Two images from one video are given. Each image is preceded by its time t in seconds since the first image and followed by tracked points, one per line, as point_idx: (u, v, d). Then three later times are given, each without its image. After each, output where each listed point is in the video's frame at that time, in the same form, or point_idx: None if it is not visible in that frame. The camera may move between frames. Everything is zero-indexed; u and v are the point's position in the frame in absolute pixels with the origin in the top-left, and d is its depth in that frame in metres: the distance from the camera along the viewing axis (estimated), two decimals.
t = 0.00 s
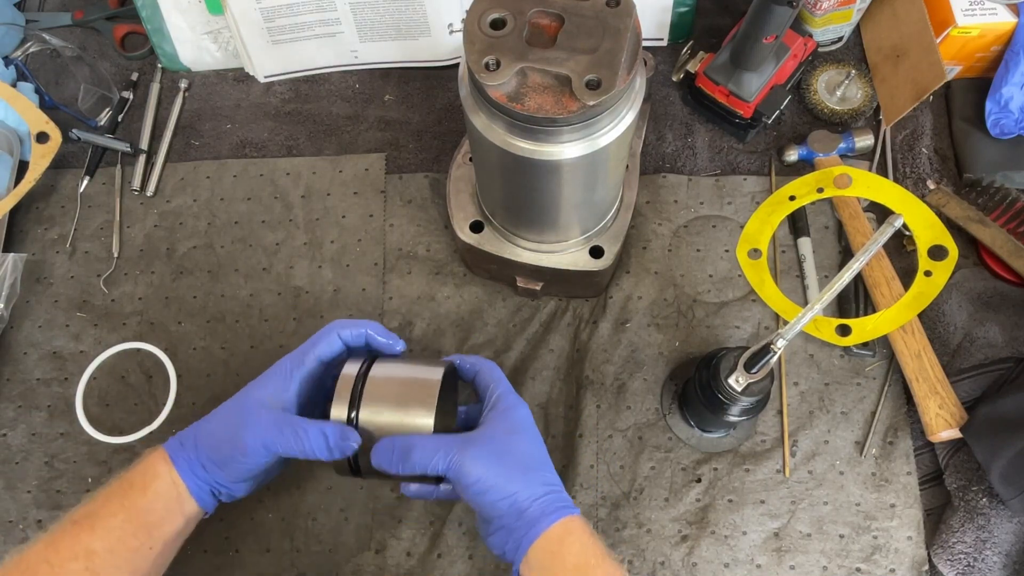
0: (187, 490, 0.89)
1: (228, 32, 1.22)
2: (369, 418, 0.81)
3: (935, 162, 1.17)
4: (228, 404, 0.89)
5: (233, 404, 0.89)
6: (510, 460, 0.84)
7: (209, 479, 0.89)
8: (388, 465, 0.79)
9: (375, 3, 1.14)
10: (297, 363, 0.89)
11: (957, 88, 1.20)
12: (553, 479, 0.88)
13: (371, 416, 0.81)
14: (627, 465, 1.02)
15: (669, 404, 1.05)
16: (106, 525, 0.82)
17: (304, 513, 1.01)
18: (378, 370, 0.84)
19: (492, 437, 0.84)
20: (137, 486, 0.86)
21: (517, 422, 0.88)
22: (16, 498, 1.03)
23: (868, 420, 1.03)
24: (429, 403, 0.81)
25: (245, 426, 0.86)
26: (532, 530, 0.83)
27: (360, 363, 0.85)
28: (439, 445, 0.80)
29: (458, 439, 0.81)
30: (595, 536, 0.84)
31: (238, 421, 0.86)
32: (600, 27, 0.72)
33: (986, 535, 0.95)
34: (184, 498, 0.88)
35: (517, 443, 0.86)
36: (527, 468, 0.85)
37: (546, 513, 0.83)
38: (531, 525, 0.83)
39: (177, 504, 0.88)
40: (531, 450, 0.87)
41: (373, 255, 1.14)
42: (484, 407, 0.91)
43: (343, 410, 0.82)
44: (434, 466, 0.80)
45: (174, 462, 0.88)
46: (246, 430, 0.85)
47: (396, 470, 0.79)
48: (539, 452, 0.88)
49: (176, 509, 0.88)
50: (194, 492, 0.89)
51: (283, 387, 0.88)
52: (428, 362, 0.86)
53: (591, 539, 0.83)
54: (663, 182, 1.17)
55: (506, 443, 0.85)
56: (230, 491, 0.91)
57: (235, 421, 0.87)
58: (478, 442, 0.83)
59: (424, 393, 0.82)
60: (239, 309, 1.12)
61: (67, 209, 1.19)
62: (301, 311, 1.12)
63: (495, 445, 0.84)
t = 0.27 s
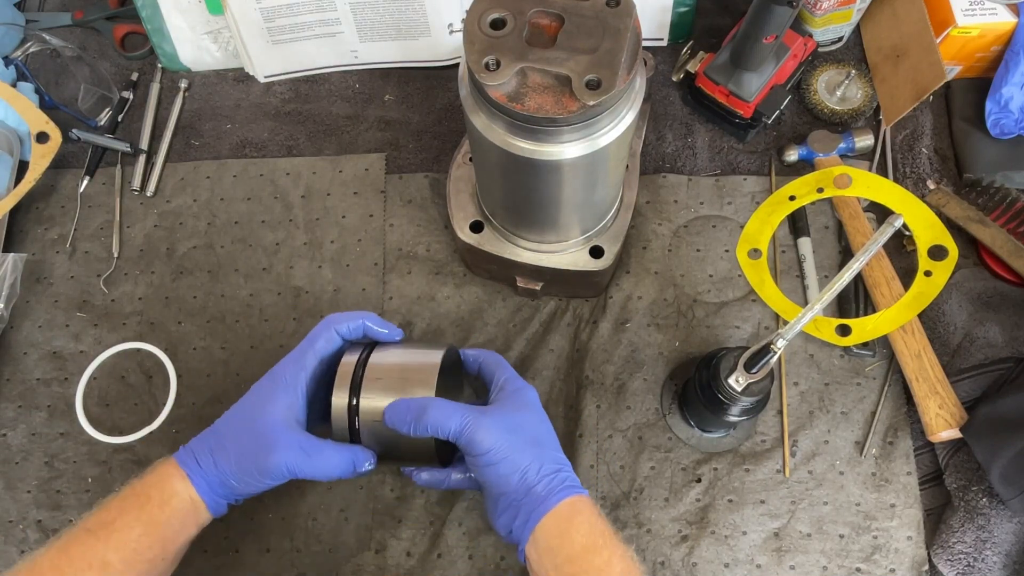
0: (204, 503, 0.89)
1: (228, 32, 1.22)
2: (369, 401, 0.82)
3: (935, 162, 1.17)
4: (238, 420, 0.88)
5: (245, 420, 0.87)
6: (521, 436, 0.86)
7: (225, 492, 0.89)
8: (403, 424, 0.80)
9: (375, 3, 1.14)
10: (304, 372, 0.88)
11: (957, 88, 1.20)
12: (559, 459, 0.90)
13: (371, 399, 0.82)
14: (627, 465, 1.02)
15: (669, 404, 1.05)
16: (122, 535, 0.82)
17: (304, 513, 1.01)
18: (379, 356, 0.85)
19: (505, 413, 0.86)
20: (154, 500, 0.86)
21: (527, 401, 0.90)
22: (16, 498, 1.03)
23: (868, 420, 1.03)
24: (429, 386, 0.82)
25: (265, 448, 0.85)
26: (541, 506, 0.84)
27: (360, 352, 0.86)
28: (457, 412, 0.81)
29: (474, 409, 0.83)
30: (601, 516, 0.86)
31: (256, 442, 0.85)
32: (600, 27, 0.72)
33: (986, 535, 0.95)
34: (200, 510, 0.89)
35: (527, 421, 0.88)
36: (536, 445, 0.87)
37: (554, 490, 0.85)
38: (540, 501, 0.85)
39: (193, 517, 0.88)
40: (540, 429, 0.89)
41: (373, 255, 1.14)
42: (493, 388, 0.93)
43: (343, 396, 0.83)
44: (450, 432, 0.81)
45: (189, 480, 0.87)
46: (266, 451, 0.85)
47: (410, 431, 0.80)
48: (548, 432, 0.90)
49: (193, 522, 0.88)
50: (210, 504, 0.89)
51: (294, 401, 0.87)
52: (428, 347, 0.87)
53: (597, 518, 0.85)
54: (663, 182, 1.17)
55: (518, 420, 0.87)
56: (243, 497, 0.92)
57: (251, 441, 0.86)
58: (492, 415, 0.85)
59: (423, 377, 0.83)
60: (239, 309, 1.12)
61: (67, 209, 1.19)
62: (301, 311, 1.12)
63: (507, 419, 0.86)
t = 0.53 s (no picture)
0: (212, 505, 0.88)
1: (228, 32, 1.22)
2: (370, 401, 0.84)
3: (935, 162, 1.17)
4: (248, 416, 0.88)
5: (254, 416, 0.88)
6: (524, 430, 0.86)
7: (236, 494, 0.88)
8: (410, 420, 0.81)
9: (375, 3, 1.14)
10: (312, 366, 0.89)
11: (957, 88, 1.20)
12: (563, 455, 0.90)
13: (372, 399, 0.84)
14: (627, 465, 1.02)
15: (669, 404, 1.05)
16: (125, 541, 0.82)
17: (304, 513, 1.01)
18: (382, 355, 0.87)
19: (508, 408, 0.87)
20: (160, 504, 0.85)
21: (531, 397, 0.90)
22: (16, 498, 1.03)
23: (868, 420, 1.03)
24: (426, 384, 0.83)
25: (275, 440, 0.85)
26: (545, 500, 0.84)
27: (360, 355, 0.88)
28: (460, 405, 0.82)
29: (478, 403, 0.84)
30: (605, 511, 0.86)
31: (266, 436, 0.86)
32: (600, 27, 0.72)
33: (986, 535, 0.95)
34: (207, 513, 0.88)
35: (531, 416, 0.88)
36: (540, 440, 0.87)
37: (558, 485, 0.85)
38: (543, 496, 0.85)
39: (201, 520, 0.87)
40: (544, 424, 0.89)
41: (373, 255, 1.14)
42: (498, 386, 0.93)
43: (345, 396, 0.86)
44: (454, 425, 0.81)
45: (198, 480, 0.87)
46: (276, 443, 0.84)
47: (415, 424, 0.81)
48: (552, 428, 0.90)
49: (201, 525, 0.87)
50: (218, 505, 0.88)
51: (304, 394, 0.87)
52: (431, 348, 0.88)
53: (601, 513, 0.85)
54: (663, 182, 1.17)
55: (521, 414, 0.87)
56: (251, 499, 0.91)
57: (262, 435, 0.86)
58: (496, 409, 0.85)
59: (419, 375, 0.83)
60: (240, 309, 1.12)
61: (67, 209, 1.19)
62: (301, 311, 1.12)
63: (511, 414, 0.86)
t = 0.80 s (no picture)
0: (225, 522, 0.86)
1: (228, 32, 1.22)
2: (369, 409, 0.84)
3: (935, 162, 1.17)
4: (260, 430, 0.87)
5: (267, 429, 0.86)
6: (519, 435, 0.86)
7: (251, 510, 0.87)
8: (406, 429, 0.80)
9: (375, 3, 1.14)
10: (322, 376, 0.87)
11: (957, 88, 1.20)
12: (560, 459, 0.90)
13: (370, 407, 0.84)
14: (627, 465, 1.02)
15: (669, 404, 1.05)
16: (135, 563, 0.78)
17: (304, 513, 1.01)
18: (379, 364, 0.87)
19: (503, 414, 0.87)
20: (170, 524, 0.82)
21: (525, 402, 0.90)
22: (16, 499, 1.03)
23: (868, 420, 1.03)
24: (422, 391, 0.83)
25: (292, 453, 0.84)
26: (543, 504, 0.84)
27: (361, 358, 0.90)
28: (455, 412, 0.81)
29: (472, 410, 0.83)
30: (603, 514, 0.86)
31: (283, 453, 0.84)
32: (600, 27, 0.72)
33: (986, 535, 0.95)
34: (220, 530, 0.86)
35: (525, 422, 0.88)
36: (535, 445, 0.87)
37: (555, 489, 0.85)
38: (540, 500, 0.85)
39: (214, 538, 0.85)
40: (539, 429, 0.89)
41: (373, 255, 1.14)
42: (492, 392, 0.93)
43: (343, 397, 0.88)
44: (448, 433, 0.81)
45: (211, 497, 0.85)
46: (294, 457, 0.84)
47: (410, 435, 0.80)
48: (548, 432, 0.90)
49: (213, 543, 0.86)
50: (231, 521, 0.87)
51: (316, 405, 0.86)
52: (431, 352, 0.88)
53: (598, 516, 0.84)
54: (663, 182, 1.17)
55: (516, 420, 0.87)
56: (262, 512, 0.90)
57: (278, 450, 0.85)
58: (490, 416, 0.85)
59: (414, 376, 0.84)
60: (240, 309, 1.12)
61: (67, 209, 1.19)
62: (301, 311, 1.12)
63: (505, 419, 0.86)
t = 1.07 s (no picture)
0: (219, 533, 0.86)
1: (228, 32, 1.22)
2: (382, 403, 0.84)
3: (935, 162, 1.17)
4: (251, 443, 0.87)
5: (259, 442, 0.86)
6: (537, 430, 0.87)
7: (244, 521, 0.87)
8: (426, 412, 0.81)
9: (375, 3, 1.14)
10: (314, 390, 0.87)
11: (957, 88, 1.20)
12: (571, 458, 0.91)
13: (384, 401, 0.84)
14: (627, 465, 1.02)
15: (669, 404, 1.05)
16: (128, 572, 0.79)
17: (304, 513, 1.01)
18: (387, 358, 0.87)
19: (521, 409, 0.87)
20: (163, 535, 0.82)
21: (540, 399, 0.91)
22: (16, 498, 1.03)
23: (868, 420, 1.03)
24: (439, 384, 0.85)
25: (283, 468, 0.84)
26: (554, 501, 0.85)
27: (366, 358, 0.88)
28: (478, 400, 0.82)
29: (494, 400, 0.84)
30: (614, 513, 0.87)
31: (274, 467, 0.84)
32: (600, 27, 0.72)
33: (986, 535, 0.95)
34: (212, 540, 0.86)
35: (541, 418, 0.89)
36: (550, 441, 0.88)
37: (567, 486, 0.86)
38: (554, 496, 0.85)
39: (208, 549, 0.85)
40: (553, 426, 0.90)
41: (373, 255, 1.14)
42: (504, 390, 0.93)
43: (353, 398, 0.85)
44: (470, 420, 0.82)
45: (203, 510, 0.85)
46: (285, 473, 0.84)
47: (431, 419, 0.81)
48: (561, 431, 0.91)
49: (207, 553, 0.86)
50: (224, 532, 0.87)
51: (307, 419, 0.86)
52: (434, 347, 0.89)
53: (610, 514, 0.85)
54: (663, 182, 1.17)
55: (533, 415, 0.88)
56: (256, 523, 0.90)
57: (268, 463, 0.85)
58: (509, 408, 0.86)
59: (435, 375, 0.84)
60: (239, 309, 1.12)
61: (67, 209, 1.19)
62: (301, 311, 1.12)
63: (524, 414, 0.87)
